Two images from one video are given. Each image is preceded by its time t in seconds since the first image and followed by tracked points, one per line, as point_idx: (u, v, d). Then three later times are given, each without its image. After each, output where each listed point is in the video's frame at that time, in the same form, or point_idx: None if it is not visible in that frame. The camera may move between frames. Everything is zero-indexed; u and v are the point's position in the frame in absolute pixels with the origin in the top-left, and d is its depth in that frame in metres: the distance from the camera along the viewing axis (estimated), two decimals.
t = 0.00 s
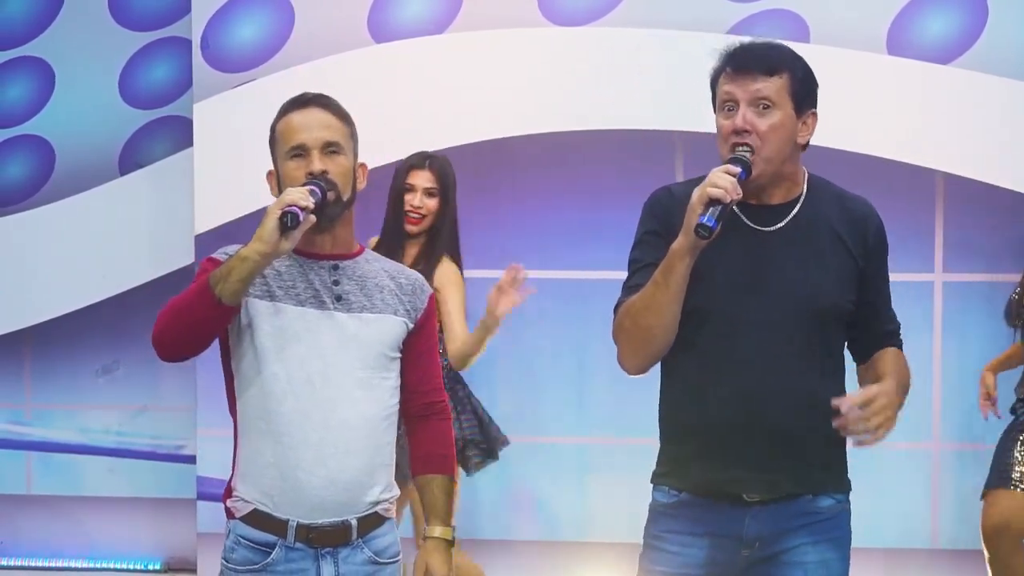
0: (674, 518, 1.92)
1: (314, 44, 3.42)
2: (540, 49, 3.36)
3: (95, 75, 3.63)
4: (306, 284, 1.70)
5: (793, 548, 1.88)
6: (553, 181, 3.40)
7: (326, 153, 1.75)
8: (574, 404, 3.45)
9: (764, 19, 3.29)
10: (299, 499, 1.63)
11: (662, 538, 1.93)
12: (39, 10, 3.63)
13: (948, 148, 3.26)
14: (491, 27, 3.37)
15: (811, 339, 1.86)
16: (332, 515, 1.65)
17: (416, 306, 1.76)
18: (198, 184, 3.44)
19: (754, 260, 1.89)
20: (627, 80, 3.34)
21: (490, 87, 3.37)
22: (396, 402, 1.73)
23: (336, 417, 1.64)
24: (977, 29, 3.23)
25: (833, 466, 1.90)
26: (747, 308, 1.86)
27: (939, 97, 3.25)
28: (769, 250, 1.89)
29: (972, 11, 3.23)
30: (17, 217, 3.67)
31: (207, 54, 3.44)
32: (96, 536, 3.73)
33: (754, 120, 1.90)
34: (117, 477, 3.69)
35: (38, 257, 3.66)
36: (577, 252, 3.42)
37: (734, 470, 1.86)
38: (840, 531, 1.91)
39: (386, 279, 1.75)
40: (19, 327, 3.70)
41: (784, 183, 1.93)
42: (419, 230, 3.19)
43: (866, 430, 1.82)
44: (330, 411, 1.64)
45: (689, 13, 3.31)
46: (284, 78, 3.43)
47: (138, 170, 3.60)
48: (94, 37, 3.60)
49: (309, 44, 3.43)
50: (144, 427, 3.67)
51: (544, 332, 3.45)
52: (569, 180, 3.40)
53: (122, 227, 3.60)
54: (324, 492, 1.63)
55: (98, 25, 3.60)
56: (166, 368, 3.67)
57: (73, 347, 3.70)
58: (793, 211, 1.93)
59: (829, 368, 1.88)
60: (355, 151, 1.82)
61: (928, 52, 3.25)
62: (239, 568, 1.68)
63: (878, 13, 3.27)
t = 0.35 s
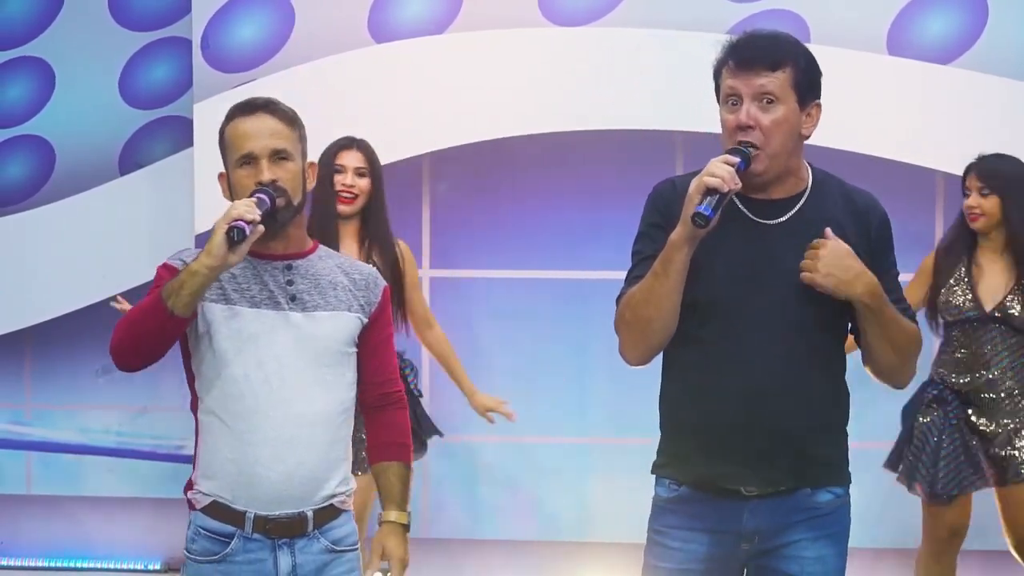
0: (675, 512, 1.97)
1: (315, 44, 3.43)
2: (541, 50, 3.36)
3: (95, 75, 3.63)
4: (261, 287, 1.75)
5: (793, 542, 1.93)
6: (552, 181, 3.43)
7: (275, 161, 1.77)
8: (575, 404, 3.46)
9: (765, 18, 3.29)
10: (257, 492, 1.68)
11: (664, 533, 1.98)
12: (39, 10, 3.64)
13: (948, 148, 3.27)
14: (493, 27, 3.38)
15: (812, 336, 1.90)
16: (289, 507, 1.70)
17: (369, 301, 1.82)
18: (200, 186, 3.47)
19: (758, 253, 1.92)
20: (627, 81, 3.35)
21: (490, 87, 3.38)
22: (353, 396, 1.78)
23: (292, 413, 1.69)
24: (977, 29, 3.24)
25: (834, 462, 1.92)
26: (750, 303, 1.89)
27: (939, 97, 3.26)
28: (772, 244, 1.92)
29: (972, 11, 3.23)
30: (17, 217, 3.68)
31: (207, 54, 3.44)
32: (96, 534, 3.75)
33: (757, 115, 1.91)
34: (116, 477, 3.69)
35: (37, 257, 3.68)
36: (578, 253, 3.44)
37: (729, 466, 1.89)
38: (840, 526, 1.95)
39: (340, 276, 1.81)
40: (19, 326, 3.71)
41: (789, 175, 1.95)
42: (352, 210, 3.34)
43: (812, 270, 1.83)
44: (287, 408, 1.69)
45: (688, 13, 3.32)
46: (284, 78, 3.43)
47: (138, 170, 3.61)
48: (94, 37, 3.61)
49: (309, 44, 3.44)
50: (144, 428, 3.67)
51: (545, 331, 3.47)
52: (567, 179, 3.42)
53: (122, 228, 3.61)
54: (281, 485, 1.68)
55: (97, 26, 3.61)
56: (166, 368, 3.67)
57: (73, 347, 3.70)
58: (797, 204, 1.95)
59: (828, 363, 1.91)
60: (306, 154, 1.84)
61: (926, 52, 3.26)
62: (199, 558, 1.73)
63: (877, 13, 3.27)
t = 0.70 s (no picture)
0: (674, 513, 1.92)
1: (315, 43, 3.43)
2: (542, 48, 3.33)
3: (95, 75, 3.63)
4: (234, 287, 1.73)
5: (795, 545, 1.89)
6: (551, 182, 3.44)
7: (240, 165, 1.76)
8: (575, 404, 3.47)
9: (765, 19, 3.30)
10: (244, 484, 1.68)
11: (661, 532, 1.94)
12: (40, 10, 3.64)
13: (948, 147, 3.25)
14: (493, 27, 3.37)
15: (812, 339, 1.86)
16: (276, 496, 1.70)
17: (341, 289, 1.82)
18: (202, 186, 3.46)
19: (757, 258, 1.89)
20: (627, 81, 3.32)
21: (488, 88, 3.34)
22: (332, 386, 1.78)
23: (274, 405, 1.69)
24: (977, 30, 3.25)
25: (837, 466, 1.89)
26: (749, 306, 1.86)
27: (939, 97, 3.25)
28: (771, 249, 1.89)
29: (972, 11, 3.24)
30: (17, 217, 3.66)
31: (206, 55, 3.42)
32: (96, 535, 3.74)
33: (754, 123, 1.89)
34: (116, 477, 3.69)
35: (38, 257, 3.64)
36: (579, 253, 3.45)
37: (732, 470, 1.86)
38: (842, 529, 1.91)
39: (309, 266, 1.80)
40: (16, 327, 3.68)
41: (786, 183, 1.93)
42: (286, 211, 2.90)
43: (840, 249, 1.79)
44: (270, 400, 1.69)
45: (689, 13, 3.32)
46: (283, 77, 3.39)
47: (137, 169, 3.61)
48: (94, 37, 3.60)
49: (309, 44, 3.43)
50: (144, 428, 3.67)
51: (546, 331, 3.47)
52: (566, 178, 3.44)
53: (122, 228, 3.59)
54: (268, 475, 1.68)
55: (98, 25, 3.61)
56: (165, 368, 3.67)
57: (73, 347, 3.71)
58: (796, 210, 1.92)
59: (828, 368, 1.87)
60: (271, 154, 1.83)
61: (927, 53, 3.26)
62: (189, 547, 1.71)
63: (878, 13, 3.27)
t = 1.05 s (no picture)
0: (676, 512, 1.91)
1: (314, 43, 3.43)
2: (542, 50, 3.34)
3: (95, 75, 3.63)
4: (247, 285, 1.75)
5: (796, 541, 1.87)
6: (550, 182, 3.44)
7: (259, 163, 1.77)
8: (575, 404, 3.47)
9: (764, 19, 3.29)
10: (255, 483, 1.69)
11: (666, 532, 1.92)
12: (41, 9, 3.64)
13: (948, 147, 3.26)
14: (493, 27, 3.37)
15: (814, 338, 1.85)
16: (286, 496, 1.71)
17: (349, 290, 1.84)
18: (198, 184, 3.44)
19: (756, 252, 1.88)
20: (628, 81, 3.33)
21: (488, 88, 3.35)
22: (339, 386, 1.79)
23: (284, 405, 1.70)
24: (977, 29, 3.24)
25: (837, 460, 1.89)
26: (748, 299, 1.85)
27: (939, 97, 3.25)
28: (770, 242, 1.88)
29: (972, 11, 3.23)
30: (17, 217, 3.68)
31: (206, 56, 3.43)
32: (96, 535, 3.74)
33: (752, 114, 1.88)
34: (116, 477, 3.69)
35: (37, 257, 3.67)
36: (578, 253, 3.45)
37: (733, 466, 1.85)
38: (841, 525, 1.90)
39: (320, 267, 1.82)
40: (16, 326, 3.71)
41: (785, 175, 1.92)
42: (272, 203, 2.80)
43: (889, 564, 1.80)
44: (281, 399, 1.70)
45: (689, 13, 3.31)
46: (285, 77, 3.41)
47: (138, 169, 3.61)
48: (94, 37, 3.60)
49: (309, 44, 3.43)
50: (144, 427, 3.68)
51: (546, 331, 3.47)
52: (563, 179, 3.44)
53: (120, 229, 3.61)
54: (278, 474, 1.69)
55: (98, 25, 3.60)
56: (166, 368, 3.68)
57: (73, 347, 3.71)
58: (796, 203, 1.92)
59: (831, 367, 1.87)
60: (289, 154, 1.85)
61: (926, 53, 3.26)
62: (198, 547, 1.71)
63: (878, 13, 3.27)
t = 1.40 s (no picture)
0: (666, 511, 1.91)
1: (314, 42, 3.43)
2: (542, 51, 3.35)
3: (97, 75, 3.63)
4: (289, 284, 1.76)
5: (783, 544, 1.86)
6: (550, 183, 3.43)
7: (309, 164, 1.78)
8: (575, 404, 3.47)
9: (763, 19, 3.29)
10: (290, 483, 1.69)
11: (656, 530, 1.92)
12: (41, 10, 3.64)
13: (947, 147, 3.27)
14: (493, 28, 3.37)
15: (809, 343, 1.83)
16: (323, 496, 1.72)
17: (391, 296, 1.84)
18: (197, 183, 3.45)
19: (750, 257, 1.85)
20: (628, 81, 3.34)
21: (488, 89, 3.37)
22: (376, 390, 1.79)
23: (322, 405, 1.70)
24: (977, 29, 3.25)
25: (829, 464, 1.86)
26: (742, 305, 1.83)
27: (939, 97, 3.26)
28: (763, 247, 1.86)
29: (972, 11, 3.24)
30: (17, 217, 3.69)
31: (206, 55, 3.44)
32: (96, 535, 3.74)
33: (743, 118, 1.85)
34: (116, 478, 3.70)
35: (38, 257, 3.68)
36: (578, 253, 3.45)
37: (724, 469, 1.83)
38: (833, 529, 1.88)
39: (363, 272, 1.83)
40: (18, 326, 3.72)
41: (779, 178, 1.89)
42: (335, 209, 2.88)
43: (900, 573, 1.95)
44: (321, 398, 1.70)
45: (689, 13, 3.32)
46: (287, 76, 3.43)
47: (136, 170, 3.61)
48: (94, 37, 3.61)
49: (309, 44, 3.44)
50: (144, 427, 3.67)
51: (545, 331, 3.47)
52: (563, 180, 3.44)
53: (121, 229, 3.61)
54: (314, 473, 1.69)
55: (97, 25, 3.61)
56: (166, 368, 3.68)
57: (72, 347, 3.71)
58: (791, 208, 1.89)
59: (827, 373, 1.85)
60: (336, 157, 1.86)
61: (927, 53, 3.26)
62: (235, 544, 1.71)
63: (878, 13, 3.27)
